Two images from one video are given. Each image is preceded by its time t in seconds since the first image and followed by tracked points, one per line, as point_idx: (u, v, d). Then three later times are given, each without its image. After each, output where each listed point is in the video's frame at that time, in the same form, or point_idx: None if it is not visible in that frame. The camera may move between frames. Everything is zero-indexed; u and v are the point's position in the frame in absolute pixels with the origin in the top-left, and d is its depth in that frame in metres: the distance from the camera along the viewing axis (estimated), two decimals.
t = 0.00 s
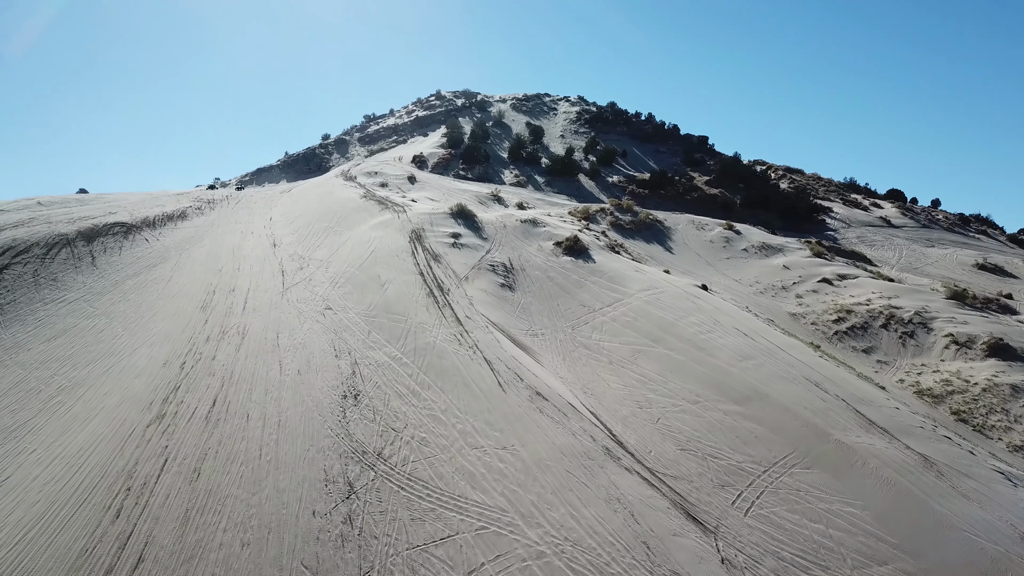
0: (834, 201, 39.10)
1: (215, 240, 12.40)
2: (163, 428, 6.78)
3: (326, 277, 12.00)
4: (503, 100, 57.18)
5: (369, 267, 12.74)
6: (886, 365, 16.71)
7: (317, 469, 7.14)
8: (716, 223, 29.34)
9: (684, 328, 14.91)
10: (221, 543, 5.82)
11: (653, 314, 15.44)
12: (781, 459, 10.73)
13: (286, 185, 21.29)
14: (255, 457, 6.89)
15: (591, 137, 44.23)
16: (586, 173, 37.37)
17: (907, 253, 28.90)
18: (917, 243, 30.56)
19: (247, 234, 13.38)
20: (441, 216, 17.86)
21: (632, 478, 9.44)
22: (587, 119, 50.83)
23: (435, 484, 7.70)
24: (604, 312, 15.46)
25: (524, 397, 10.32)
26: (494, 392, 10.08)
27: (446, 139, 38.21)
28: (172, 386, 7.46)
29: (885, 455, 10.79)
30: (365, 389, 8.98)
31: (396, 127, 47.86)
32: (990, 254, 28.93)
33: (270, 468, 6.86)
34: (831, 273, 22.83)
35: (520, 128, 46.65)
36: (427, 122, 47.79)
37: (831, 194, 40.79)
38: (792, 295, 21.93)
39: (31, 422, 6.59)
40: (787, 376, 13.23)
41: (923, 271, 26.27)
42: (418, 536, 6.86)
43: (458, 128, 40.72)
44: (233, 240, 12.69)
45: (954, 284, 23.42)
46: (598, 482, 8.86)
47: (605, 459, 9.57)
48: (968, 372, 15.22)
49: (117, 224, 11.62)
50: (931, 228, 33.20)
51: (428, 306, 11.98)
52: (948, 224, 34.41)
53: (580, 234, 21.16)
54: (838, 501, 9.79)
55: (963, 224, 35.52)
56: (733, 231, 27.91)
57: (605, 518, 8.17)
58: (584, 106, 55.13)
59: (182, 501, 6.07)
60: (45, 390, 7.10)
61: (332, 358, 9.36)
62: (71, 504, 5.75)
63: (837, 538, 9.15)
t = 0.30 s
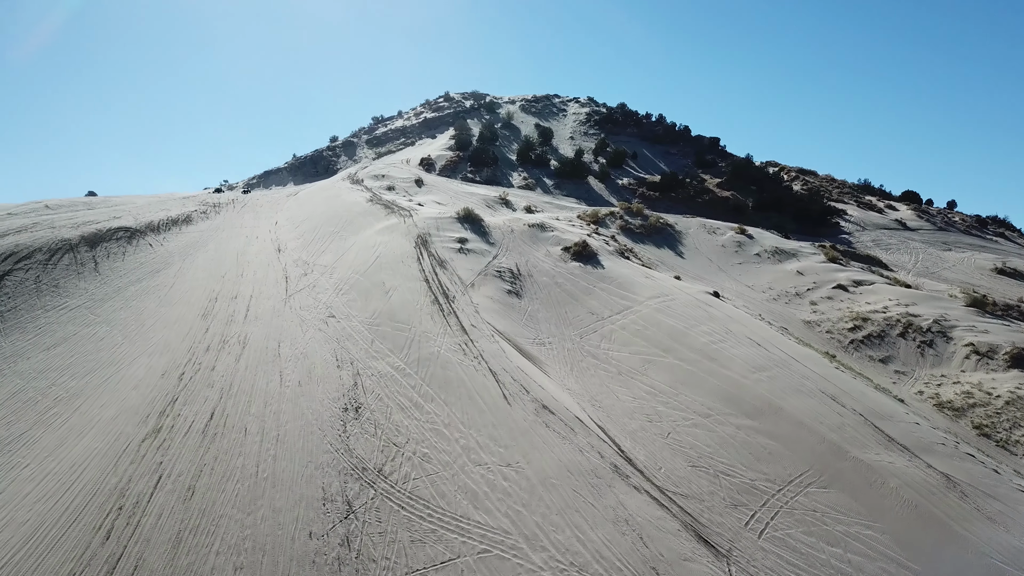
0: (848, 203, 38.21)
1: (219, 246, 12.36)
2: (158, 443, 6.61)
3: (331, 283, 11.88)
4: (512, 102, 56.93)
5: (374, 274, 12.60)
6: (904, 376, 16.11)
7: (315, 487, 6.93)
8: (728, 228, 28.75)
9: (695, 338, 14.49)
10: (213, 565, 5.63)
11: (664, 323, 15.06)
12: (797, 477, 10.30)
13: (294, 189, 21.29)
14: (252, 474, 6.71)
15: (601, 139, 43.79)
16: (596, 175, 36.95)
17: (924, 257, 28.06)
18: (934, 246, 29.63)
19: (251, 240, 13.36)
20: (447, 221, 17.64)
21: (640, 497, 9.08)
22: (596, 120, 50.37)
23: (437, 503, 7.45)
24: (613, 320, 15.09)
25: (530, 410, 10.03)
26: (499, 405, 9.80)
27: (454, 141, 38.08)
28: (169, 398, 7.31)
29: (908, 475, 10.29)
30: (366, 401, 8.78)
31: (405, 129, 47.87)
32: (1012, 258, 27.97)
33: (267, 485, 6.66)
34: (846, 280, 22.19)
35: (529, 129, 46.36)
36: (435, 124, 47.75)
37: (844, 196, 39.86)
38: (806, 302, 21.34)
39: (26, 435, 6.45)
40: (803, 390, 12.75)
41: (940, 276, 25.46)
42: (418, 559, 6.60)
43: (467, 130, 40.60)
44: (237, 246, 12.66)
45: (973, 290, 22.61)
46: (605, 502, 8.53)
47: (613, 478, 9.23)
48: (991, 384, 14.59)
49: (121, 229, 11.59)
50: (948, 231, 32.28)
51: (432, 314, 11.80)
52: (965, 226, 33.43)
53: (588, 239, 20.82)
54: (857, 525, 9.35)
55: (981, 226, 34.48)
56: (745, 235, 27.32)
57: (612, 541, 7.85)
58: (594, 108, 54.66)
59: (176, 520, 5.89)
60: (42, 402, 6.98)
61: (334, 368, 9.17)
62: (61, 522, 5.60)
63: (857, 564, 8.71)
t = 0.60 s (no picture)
0: (863, 205, 37.32)
1: (223, 251, 12.45)
2: (153, 459, 6.45)
3: (335, 290, 11.76)
4: (521, 103, 56.67)
5: (379, 280, 12.47)
6: (923, 387, 15.52)
7: (312, 506, 6.71)
8: (741, 232, 28.16)
9: (707, 348, 14.07)
10: None
11: (674, 332, 14.66)
12: (813, 497, 9.85)
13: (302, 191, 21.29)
14: (249, 492, 6.52)
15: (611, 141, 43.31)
16: (606, 178, 36.50)
17: (941, 261, 27.23)
18: (950, 250, 28.78)
19: (256, 245, 13.34)
20: (454, 225, 17.43)
21: (649, 518, 8.74)
22: (606, 122, 49.87)
23: (439, 524, 7.20)
24: (622, 328, 14.71)
25: (536, 424, 9.74)
26: (504, 419, 9.52)
27: (462, 143, 37.96)
28: (166, 410, 7.15)
29: (932, 497, 9.80)
30: (368, 414, 8.56)
31: (414, 130, 47.79)
32: None
33: (263, 505, 6.46)
34: (862, 286, 21.55)
35: (538, 131, 46.03)
36: (444, 126, 47.67)
37: (858, 198, 38.96)
38: (821, 310, 20.76)
39: (20, 449, 6.33)
40: (818, 403, 12.28)
41: (958, 281, 24.66)
42: None
43: (476, 132, 40.49)
44: (241, 252, 12.64)
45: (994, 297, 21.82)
46: (612, 524, 8.21)
47: (621, 497, 8.91)
48: (1015, 397, 13.97)
49: (125, 234, 11.71)
50: (965, 233, 31.36)
51: (436, 323, 11.60)
52: (983, 229, 32.47)
53: (598, 244, 20.47)
54: (878, 550, 8.89)
55: (999, 228, 33.47)
56: (758, 239, 26.73)
57: (620, 566, 7.52)
58: (604, 109, 54.17)
59: (168, 541, 5.71)
60: (39, 414, 6.86)
61: (336, 379, 8.99)
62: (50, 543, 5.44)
63: None
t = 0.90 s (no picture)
0: (884, 207, 36.15)
1: (233, 256, 12.60)
2: (154, 474, 6.31)
3: (344, 298, 11.67)
4: (535, 104, 56.24)
5: (389, 287, 12.35)
6: (950, 399, 14.77)
7: (316, 526, 6.50)
8: (759, 235, 27.36)
9: (725, 359, 13.55)
10: None
11: (691, 341, 14.18)
12: (837, 519, 9.29)
13: (315, 195, 21.34)
14: (251, 512, 6.31)
15: (626, 142, 42.69)
16: (621, 180, 35.95)
17: (967, 265, 26.13)
18: (976, 253, 27.63)
19: (267, 251, 13.38)
20: (466, 230, 17.24)
21: (665, 542, 8.33)
22: (621, 123, 49.25)
23: (445, 546, 6.92)
24: (638, 337, 14.26)
25: (547, 440, 9.41)
26: (514, 434, 9.21)
27: (475, 145, 37.84)
28: (170, 423, 7.02)
29: (968, 524, 9.18)
30: (375, 427, 8.35)
31: (427, 132, 47.79)
32: None
33: (265, 525, 6.26)
34: (885, 292, 20.73)
35: (553, 133, 45.62)
36: (458, 127, 47.61)
37: (879, 200, 37.77)
38: (843, 317, 20.01)
39: (24, 461, 6.26)
40: (842, 418, 11.64)
41: (985, 285, 23.59)
42: None
43: (489, 134, 40.36)
44: (251, 258, 12.70)
45: None
46: (626, 548, 7.85)
47: (635, 518, 8.53)
48: None
49: (135, 239, 11.90)
50: (991, 236, 30.12)
51: (446, 331, 11.41)
52: (1010, 231, 31.15)
53: (612, 248, 20.03)
54: None
55: None
56: (777, 244, 25.97)
57: None
58: (619, 110, 53.48)
59: (166, 563, 5.52)
60: (42, 425, 6.77)
61: (343, 391, 8.81)
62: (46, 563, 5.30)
63: None
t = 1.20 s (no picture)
0: (909, 208, 34.81)
1: (247, 262, 12.63)
2: (158, 492, 6.23)
3: (357, 305, 11.54)
4: (552, 106, 55.78)
5: (402, 295, 12.19)
6: (982, 414, 13.96)
7: (320, 548, 6.27)
8: (781, 240, 26.51)
9: (746, 371, 12.96)
10: None
11: (712, 352, 13.64)
12: (865, 544, 8.70)
13: (330, 199, 21.41)
14: (255, 533, 6.14)
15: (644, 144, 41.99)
16: (638, 183, 35.37)
17: (998, 270, 24.89)
18: (1006, 257, 26.33)
19: (281, 258, 13.38)
20: (480, 234, 17.01)
21: (683, 568, 7.90)
22: (639, 125, 48.51)
23: (454, 571, 6.63)
24: (656, 347, 13.77)
25: (561, 457, 9.07)
26: (527, 450, 8.89)
27: (491, 148, 37.71)
28: (176, 438, 6.94)
29: (1012, 554, 8.48)
30: (384, 441, 8.12)
31: (443, 135, 47.78)
32: None
33: (268, 546, 6.06)
34: (911, 299, 19.82)
35: (569, 134, 45.14)
36: (474, 129, 47.48)
37: (904, 201, 36.39)
38: (868, 326, 19.18)
39: (32, 471, 6.28)
40: (869, 434, 10.94)
41: (1016, 291, 22.44)
42: None
43: (505, 136, 40.17)
44: (265, 265, 12.70)
45: None
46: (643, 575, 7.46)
47: (652, 542, 8.11)
48: None
49: (149, 245, 12.03)
50: None
51: (459, 341, 11.19)
52: None
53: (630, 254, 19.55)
54: None
55: None
56: (799, 248, 25.11)
57: None
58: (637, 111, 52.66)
59: None
60: (48, 438, 6.74)
61: (353, 403, 8.62)
62: None
63: None
